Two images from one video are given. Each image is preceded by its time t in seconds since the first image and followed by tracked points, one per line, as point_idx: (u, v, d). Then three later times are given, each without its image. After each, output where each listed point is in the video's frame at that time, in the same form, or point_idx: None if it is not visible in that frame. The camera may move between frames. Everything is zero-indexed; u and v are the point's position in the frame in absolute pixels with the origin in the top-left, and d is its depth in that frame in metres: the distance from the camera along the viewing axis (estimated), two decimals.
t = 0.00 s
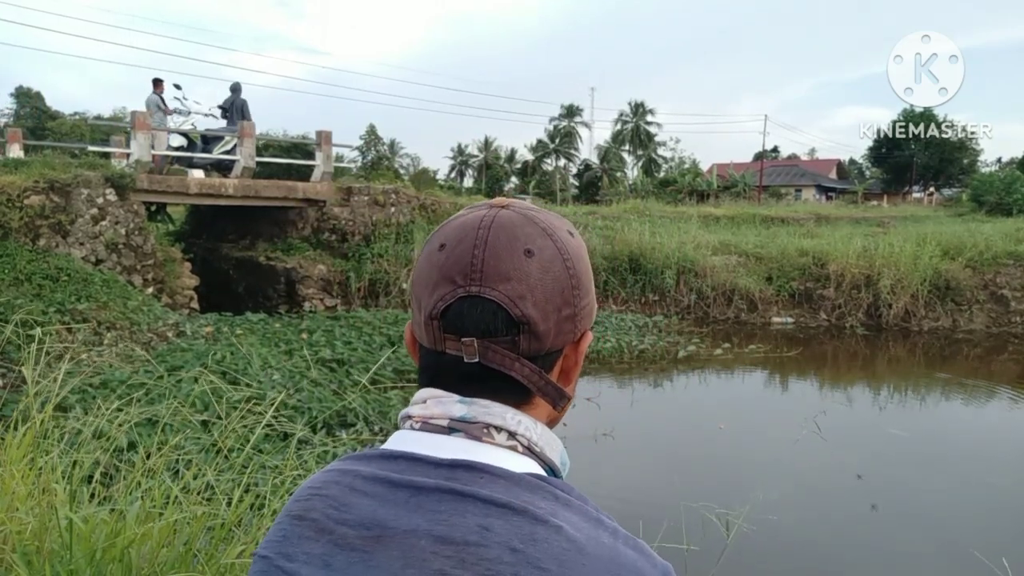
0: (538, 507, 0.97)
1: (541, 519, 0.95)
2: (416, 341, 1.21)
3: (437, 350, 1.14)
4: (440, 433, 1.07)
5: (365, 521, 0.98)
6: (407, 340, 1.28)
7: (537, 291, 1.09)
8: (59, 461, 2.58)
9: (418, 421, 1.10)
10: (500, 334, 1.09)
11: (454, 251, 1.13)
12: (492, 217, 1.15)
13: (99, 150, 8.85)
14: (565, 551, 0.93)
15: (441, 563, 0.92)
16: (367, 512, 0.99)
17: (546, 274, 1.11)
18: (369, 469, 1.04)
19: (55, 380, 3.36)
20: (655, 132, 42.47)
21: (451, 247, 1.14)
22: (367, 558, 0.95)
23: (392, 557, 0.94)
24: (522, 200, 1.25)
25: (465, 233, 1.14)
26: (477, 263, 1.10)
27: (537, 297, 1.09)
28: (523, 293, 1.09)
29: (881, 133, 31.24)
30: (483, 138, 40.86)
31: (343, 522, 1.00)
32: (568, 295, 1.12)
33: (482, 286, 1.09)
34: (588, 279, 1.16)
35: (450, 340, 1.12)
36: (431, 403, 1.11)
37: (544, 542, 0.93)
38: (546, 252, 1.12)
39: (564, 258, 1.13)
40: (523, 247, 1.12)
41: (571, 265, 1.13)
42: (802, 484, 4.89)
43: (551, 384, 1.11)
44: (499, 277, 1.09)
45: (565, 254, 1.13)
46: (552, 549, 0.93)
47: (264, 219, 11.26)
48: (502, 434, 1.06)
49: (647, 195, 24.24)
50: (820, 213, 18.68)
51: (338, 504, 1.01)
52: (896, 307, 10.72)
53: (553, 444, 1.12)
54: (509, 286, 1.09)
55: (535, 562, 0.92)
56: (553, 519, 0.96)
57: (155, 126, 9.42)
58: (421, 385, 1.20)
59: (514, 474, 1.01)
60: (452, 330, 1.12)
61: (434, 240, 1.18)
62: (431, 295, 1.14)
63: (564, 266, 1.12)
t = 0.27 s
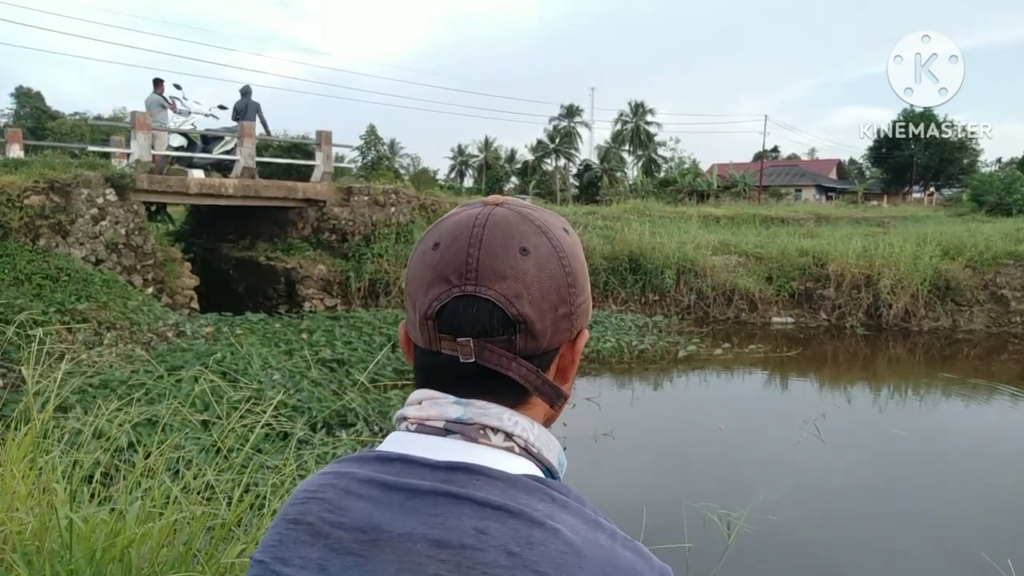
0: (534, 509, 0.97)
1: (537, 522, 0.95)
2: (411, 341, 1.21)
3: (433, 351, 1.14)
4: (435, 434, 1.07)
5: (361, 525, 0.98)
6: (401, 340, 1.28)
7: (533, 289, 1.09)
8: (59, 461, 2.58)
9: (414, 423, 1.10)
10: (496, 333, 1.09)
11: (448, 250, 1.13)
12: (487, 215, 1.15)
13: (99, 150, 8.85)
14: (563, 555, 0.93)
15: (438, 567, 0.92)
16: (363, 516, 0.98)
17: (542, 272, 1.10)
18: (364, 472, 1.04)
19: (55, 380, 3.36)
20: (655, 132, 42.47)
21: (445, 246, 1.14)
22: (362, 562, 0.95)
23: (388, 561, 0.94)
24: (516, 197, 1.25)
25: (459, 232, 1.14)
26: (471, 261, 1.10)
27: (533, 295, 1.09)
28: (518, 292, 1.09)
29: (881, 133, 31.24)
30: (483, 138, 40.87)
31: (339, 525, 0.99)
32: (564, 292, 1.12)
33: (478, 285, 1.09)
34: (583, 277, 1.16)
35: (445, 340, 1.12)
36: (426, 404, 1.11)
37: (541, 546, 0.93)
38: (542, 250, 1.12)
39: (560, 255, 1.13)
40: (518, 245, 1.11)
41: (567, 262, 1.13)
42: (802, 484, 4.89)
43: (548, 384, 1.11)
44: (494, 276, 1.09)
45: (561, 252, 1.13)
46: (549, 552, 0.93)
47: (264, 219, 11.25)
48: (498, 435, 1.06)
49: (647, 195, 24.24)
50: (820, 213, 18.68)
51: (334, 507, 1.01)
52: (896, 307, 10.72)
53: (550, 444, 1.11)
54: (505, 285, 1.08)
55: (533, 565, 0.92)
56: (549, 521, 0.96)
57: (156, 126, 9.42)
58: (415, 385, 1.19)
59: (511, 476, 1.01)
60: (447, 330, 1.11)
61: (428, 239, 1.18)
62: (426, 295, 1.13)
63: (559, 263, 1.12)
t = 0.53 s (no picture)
0: (532, 512, 0.97)
1: (535, 525, 0.95)
2: (407, 341, 1.21)
3: (429, 351, 1.14)
4: (432, 436, 1.07)
5: (357, 529, 0.98)
6: (397, 340, 1.28)
7: (529, 288, 1.09)
8: (59, 461, 2.58)
9: (411, 425, 1.10)
10: (492, 333, 1.09)
11: (442, 250, 1.13)
12: (481, 214, 1.15)
13: (99, 150, 8.85)
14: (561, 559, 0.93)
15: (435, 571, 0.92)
16: (359, 520, 0.98)
17: (537, 271, 1.11)
18: (360, 475, 1.04)
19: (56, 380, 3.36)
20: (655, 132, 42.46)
21: (440, 245, 1.14)
22: (358, 567, 0.95)
23: (384, 565, 0.94)
24: (512, 195, 1.25)
25: (454, 231, 1.14)
26: (467, 261, 1.10)
27: (529, 294, 1.09)
28: (514, 292, 1.09)
29: (881, 133, 31.23)
30: (483, 138, 40.86)
31: (335, 529, 0.99)
32: (560, 292, 1.12)
33: (473, 285, 1.09)
34: (580, 276, 1.16)
35: (440, 340, 1.12)
36: (423, 406, 1.11)
37: (540, 549, 0.93)
38: (538, 249, 1.12)
39: (556, 255, 1.13)
40: (514, 244, 1.12)
41: (563, 261, 1.13)
42: (802, 483, 4.89)
43: (545, 384, 1.12)
44: (490, 275, 1.09)
45: (557, 251, 1.13)
46: (547, 556, 0.93)
47: (264, 219, 11.26)
48: (496, 437, 1.06)
49: (647, 195, 24.24)
50: (820, 213, 18.68)
51: (329, 511, 1.01)
52: (896, 307, 10.72)
53: (547, 445, 1.12)
54: (500, 284, 1.09)
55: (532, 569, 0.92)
56: (547, 525, 0.96)
57: (156, 126, 9.41)
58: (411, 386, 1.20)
59: (509, 479, 1.01)
60: (442, 330, 1.12)
61: (423, 238, 1.18)
62: (421, 295, 1.14)
63: (555, 262, 1.12)
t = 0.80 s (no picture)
0: (527, 515, 0.97)
1: (531, 527, 0.95)
2: (400, 341, 1.21)
3: (422, 351, 1.14)
4: (426, 438, 1.07)
5: (351, 534, 0.97)
6: (391, 340, 1.28)
7: (523, 287, 1.09)
8: (59, 460, 2.57)
9: (405, 427, 1.10)
10: (486, 333, 1.09)
11: (435, 248, 1.12)
12: (475, 212, 1.15)
13: (99, 150, 8.85)
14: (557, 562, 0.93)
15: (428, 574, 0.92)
16: (353, 525, 0.98)
17: (531, 269, 1.10)
18: (354, 479, 1.04)
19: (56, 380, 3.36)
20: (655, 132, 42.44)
21: (433, 243, 1.13)
22: (351, 572, 0.95)
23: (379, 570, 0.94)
24: (508, 192, 1.25)
25: (447, 229, 1.14)
26: (459, 260, 1.10)
27: (522, 293, 1.09)
28: (507, 291, 1.08)
29: (881, 133, 31.23)
30: (483, 138, 40.84)
31: (329, 533, 0.99)
32: (555, 290, 1.12)
33: (466, 284, 1.09)
34: (575, 275, 1.15)
35: (434, 340, 1.12)
36: (416, 408, 1.11)
37: (534, 553, 0.93)
38: (532, 247, 1.11)
39: (551, 253, 1.12)
40: (508, 242, 1.11)
41: (558, 260, 1.13)
42: (802, 483, 4.89)
43: (540, 384, 1.11)
44: (483, 274, 1.09)
45: (552, 250, 1.13)
46: (542, 559, 0.92)
47: (264, 219, 11.26)
48: (490, 438, 1.06)
49: (647, 195, 24.23)
50: (820, 213, 18.68)
51: (323, 515, 1.01)
52: (896, 307, 10.73)
53: (542, 445, 1.11)
54: (493, 284, 1.08)
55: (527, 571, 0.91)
56: (543, 527, 0.96)
57: (156, 126, 9.40)
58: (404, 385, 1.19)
59: (503, 481, 1.01)
60: (435, 330, 1.11)
61: (416, 237, 1.18)
62: (414, 294, 1.13)
63: (550, 260, 1.12)
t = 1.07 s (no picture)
0: (524, 515, 0.97)
1: (527, 527, 0.95)
2: (399, 341, 1.20)
3: (425, 352, 1.13)
4: (422, 439, 1.07)
5: (347, 536, 0.97)
6: (387, 339, 1.27)
7: (531, 290, 1.10)
8: (59, 461, 2.57)
9: (400, 428, 1.10)
10: (494, 335, 1.09)
11: (442, 248, 1.12)
12: (481, 212, 1.14)
13: (99, 150, 8.85)
14: (553, 562, 0.93)
15: None
16: (349, 527, 0.98)
17: (539, 272, 1.11)
18: (349, 480, 1.04)
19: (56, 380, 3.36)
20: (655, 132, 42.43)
21: (439, 244, 1.13)
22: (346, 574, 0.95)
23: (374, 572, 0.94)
24: (506, 192, 1.25)
25: (453, 229, 1.13)
26: (468, 262, 1.10)
27: (531, 296, 1.10)
28: (516, 293, 1.09)
29: (881, 133, 31.22)
30: (483, 138, 40.84)
31: (324, 535, 0.99)
32: (560, 293, 1.13)
33: (475, 287, 1.09)
34: (577, 277, 1.17)
35: (438, 341, 1.11)
36: (412, 408, 1.11)
37: (531, 554, 0.93)
38: (539, 249, 1.12)
39: (557, 256, 1.13)
40: (515, 244, 1.11)
41: (564, 262, 1.14)
42: (802, 484, 4.89)
43: (545, 386, 1.12)
44: (492, 277, 1.09)
45: (558, 253, 1.14)
46: (538, 560, 0.92)
47: (264, 219, 11.26)
48: (487, 439, 1.06)
49: (647, 195, 24.24)
50: (820, 213, 18.68)
51: (318, 517, 1.01)
52: (896, 307, 10.73)
53: (540, 445, 1.12)
54: (503, 286, 1.08)
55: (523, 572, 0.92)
56: (539, 527, 0.96)
57: (156, 126, 9.39)
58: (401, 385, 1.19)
59: (500, 481, 1.01)
60: (441, 331, 1.11)
61: (419, 236, 1.17)
62: (418, 295, 1.12)
63: (556, 263, 1.13)
